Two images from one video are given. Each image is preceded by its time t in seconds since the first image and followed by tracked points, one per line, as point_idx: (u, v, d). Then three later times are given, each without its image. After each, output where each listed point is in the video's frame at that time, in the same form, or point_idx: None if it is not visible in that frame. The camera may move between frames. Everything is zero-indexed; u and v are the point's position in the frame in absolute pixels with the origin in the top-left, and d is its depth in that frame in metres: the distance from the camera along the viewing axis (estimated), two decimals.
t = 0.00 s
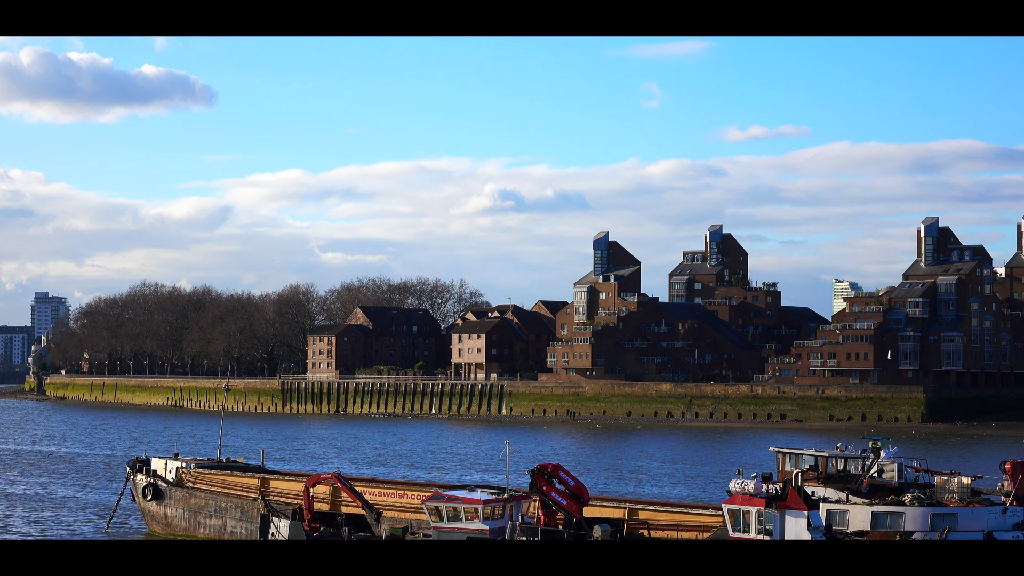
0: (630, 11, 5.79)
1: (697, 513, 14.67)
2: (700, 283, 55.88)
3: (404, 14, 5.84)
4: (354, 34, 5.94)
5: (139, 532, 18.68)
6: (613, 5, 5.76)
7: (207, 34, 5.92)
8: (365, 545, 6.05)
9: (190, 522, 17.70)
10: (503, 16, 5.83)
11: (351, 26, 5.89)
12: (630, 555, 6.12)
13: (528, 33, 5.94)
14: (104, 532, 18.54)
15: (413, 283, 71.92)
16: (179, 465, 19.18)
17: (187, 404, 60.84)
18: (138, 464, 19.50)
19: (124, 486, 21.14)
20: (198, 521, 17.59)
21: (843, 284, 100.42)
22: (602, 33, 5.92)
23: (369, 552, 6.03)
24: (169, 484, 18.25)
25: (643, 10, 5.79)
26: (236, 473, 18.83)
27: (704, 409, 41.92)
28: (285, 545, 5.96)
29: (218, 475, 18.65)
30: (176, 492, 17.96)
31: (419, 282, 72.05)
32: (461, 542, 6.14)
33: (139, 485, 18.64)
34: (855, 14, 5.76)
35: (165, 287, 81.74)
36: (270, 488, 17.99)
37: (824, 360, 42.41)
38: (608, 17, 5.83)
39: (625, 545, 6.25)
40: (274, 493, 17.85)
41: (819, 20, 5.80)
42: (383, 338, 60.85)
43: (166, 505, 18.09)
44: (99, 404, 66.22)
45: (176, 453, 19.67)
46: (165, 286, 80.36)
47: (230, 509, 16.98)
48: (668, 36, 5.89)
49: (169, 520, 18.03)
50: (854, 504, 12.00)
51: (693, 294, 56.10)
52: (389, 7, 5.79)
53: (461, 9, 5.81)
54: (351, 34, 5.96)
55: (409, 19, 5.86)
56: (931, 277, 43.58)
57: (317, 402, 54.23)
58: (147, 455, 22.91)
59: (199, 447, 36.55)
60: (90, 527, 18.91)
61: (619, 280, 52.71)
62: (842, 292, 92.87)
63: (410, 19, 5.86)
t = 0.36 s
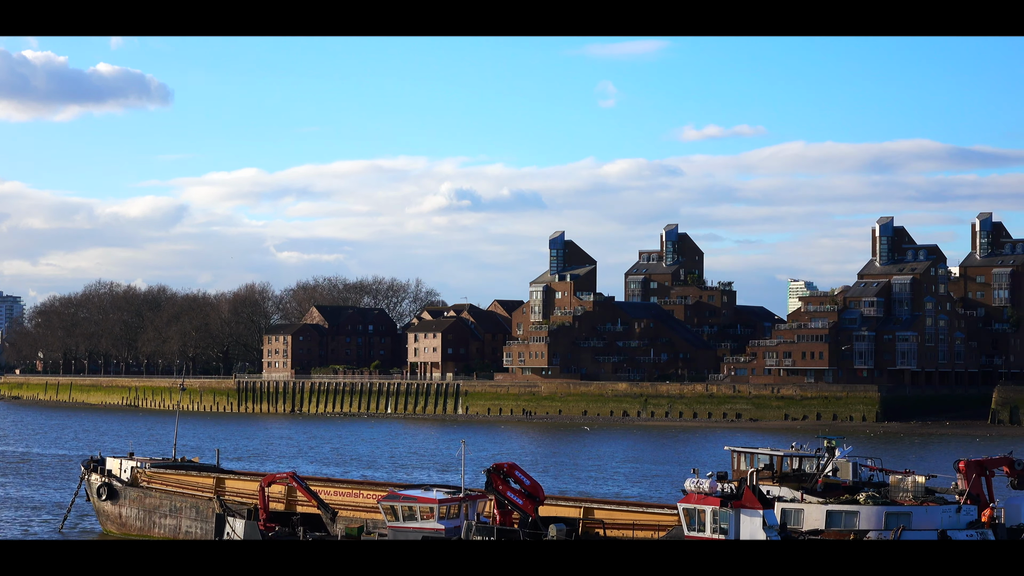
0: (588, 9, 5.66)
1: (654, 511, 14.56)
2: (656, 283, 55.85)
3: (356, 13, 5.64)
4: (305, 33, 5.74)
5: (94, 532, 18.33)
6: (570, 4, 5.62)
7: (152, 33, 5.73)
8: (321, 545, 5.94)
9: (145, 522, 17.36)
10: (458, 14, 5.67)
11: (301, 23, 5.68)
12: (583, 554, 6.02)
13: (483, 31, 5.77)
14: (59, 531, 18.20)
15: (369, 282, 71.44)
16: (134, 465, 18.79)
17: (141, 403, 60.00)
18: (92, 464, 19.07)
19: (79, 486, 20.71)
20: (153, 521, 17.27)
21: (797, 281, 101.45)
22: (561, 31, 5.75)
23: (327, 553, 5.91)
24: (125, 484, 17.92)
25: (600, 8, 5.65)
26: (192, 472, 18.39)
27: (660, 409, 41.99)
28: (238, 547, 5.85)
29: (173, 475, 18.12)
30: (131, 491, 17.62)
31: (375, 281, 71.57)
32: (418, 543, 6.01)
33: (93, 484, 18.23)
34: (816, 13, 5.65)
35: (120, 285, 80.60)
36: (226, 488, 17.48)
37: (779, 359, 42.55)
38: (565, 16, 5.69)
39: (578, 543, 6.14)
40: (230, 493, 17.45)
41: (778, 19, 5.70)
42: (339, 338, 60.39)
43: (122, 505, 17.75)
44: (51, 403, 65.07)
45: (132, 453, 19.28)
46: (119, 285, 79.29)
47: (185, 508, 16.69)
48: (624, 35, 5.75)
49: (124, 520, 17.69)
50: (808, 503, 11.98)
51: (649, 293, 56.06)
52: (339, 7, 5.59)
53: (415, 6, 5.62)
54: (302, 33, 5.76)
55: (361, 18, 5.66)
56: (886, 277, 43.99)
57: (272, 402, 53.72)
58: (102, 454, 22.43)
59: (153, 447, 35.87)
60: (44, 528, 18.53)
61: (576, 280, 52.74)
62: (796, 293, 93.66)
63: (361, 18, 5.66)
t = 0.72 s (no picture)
0: (540, 10, 5.81)
1: (615, 511, 14.47)
2: (618, 282, 55.94)
3: (314, 15, 5.81)
4: (264, 33, 5.89)
5: (56, 531, 18.02)
6: (523, 4, 5.77)
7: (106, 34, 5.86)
8: (279, 546, 5.88)
9: (107, 522, 17.07)
10: (413, 16, 5.83)
11: (260, 24, 5.85)
12: (546, 554, 5.88)
13: (439, 32, 5.92)
14: (20, 531, 17.91)
15: (331, 281, 70.95)
16: (95, 465, 18.43)
17: (102, 403, 59.14)
18: (53, 464, 18.73)
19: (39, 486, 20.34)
20: (114, 521, 16.99)
21: (759, 281, 102.12)
22: (515, 32, 5.87)
23: (289, 553, 5.85)
24: (87, 484, 17.59)
25: (552, 9, 5.81)
26: (155, 472, 17.94)
27: (622, 408, 42.03)
28: (200, 546, 5.70)
29: (136, 474, 17.73)
30: (92, 491, 17.32)
31: (337, 281, 71.10)
32: (379, 543, 5.89)
33: (54, 484, 17.90)
34: (762, 14, 5.82)
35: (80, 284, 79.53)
36: (187, 488, 17.10)
37: (741, 359, 42.75)
38: (513, 17, 5.83)
39: (545, 543, 5.99)
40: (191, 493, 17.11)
41: (729, 20, 5.84)
42: (301, 338, 59.95)
43: (83, 505, 17.45)
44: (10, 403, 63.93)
45: (93, 452, 18.93)
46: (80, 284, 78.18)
47: (146, 508, 16.46)
48: (577, 36, 5.88)
49: (86, 520, 17.39)
50: (770, 503, 11.94)
51: (611, 292, 56.18)
52: (298, 8, 5.79)
53: (371, 8, 5.80)
54: (261, 34, 5.92)
55: (319, 19, 5.83)
56: (848, 277, 44.28)
57: (234, 402, 53.19)
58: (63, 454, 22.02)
59: (114, 447, 35.19)
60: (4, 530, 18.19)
61: (538, 279, 52.76)
62: (756, 293, 94.29)
63: (319, 19, 5.83)
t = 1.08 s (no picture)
0: (512, 10, 5.39)
1: (578, 509, 14.40)
2: (581, 281, 56.03)
3: (271, 16, 5.41)
4: (217, 34, 5.48)
5: (18, 532, 17.67)
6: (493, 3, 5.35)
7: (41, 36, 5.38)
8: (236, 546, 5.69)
9: (69, 521, 16.76)
10: (379, 16, 5.42)
11: (211, 24, 5.44)
12: (515, 554, 5.73)
13: (405, 33, 5.51)
14: None
15: (294, 280, 70.45)
16: (57, 465, 18.15)
17: (63, 402, 58.30)
18: (14, 464, 18.46)
19: None
20: (76, 520, 16.68)
21: (722, 280, 102.64)
22: (484, 33, 5.46)
23: (253, 550, 5.68)
24: (48, 484, 17.26)
25: (525, 9, 5.38)
26: (117, 471, 17.75)
27: (585, 407, 42.10)
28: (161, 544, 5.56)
29: (99, 474, 17.47)
30: (54, 491, 17.00)
31: (300, 280, 70.61)
32: (344, 542, 5.72)
33: (15, 484, 17.57)
34: (752, 15, 5.40)
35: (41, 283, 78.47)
36: (149, 488, 16.89)
37: (703, 357, 43.02)
38: (477, 17, 5.41)
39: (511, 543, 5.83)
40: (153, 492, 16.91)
41: (716, 21, 5.42)
42: (264, 337, 59.48)
43: (44, 505, 17.12)
44: None
45: (55, 452, 18.63)
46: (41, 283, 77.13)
47: (109, 507, 16.15)
48: (544, 36, 5.46)
49: (48, 520, 17.06)
50: (732, 502, 11.92)
51: (574, 292, 56.29)
52: (255, 7, 5.38)
53: (331, 8, 5.38)
54: (214, 33, 5.50)
55: (276, 19, 5.42)
56: (810, 276, 44.60)
57: (197, 401, 52.65)
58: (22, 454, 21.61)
59: (76, 447, 34.57)
60: None
61: (501, 279, 52.64)
62: (718, 292, 95.00)
63: (277, 19, 5.42)
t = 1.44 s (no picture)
0: (478, 11, 5.35)
1: (543, 509, 14.36)
2: (546, 281, 56.07)
3: (235, 16, 5.37)
4: (181, 34, 5.46)
5: None
6: (459, 3, 5.31)
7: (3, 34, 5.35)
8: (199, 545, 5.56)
9: (33, 522, 16.28)
10: (341, 15, 5.36)
11: (173, 24, 5.41)
12: (478, 555, 5.60)
13: (370, 33, 5.46)
14: None
15: (259, 280, 69.90)
16: (20, 465, 17.89)
17: (26, 402, 57.44)
18: None
19: None
20: (40, 520, 16.17)
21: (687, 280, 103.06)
22: (451, 33, 5.42)
23: (212, 550, 5.52)
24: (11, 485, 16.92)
25: (491, 9, 5.33)
26: (81, 471, 17.68)
27: (550, 407, 42.14)
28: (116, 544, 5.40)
29: (62, 474, 17.35)
30: (18, 491, 16.58)
31: (265, 280, 70.06)
32: (306, 541, 5.59)
33: None
34: (721, 14, 5.35)
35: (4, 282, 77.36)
36: (114, 488, 16.67)
37: (668, 357, 43.13)
38: (441, 16, 5.37)
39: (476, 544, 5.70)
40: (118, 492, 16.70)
41: (684, 21, 5.36)
42: (229, 337, 58.96)
43: (8, 505, 16.72)
44: None
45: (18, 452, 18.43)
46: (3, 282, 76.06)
47: (74, 507, 15.64)
48: (509, 36, 5.41)
49: (11, 520, 16.62)
50: (697, 502, 11.93)
51: (539, 291, 56.32)
52: (217, 8, 5.34)
53: (296, 8, 5.34)
54: (177, 33, 5.48)
55: (239, 19, 5.38)
56: (775, 275, 44.92)
57: (161, 401, 52.06)
58: None
59: (38, 446, 34.00)
60: None
61: (466, 278, 52.47)
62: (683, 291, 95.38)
63: (240, 19, 5.38)
